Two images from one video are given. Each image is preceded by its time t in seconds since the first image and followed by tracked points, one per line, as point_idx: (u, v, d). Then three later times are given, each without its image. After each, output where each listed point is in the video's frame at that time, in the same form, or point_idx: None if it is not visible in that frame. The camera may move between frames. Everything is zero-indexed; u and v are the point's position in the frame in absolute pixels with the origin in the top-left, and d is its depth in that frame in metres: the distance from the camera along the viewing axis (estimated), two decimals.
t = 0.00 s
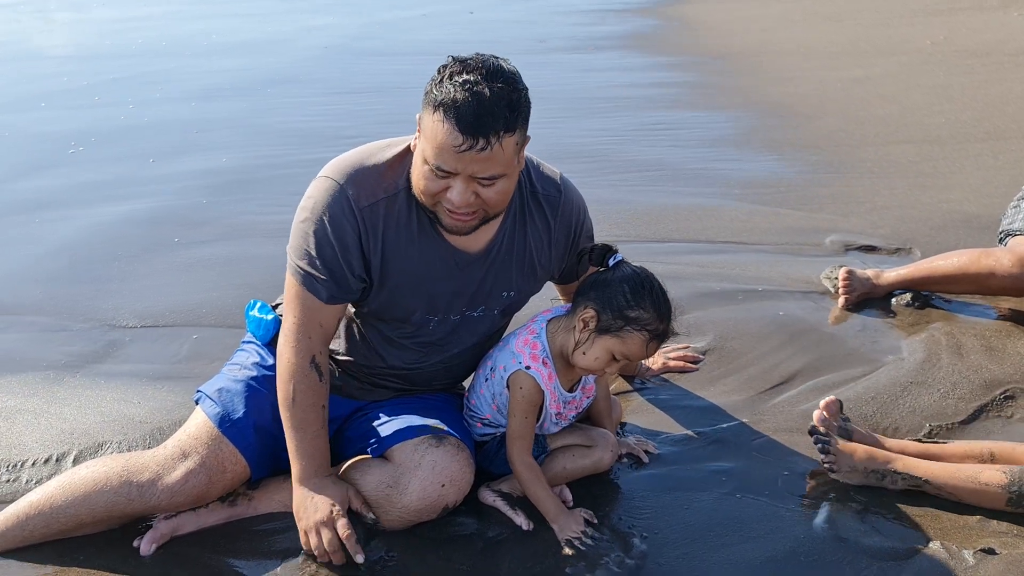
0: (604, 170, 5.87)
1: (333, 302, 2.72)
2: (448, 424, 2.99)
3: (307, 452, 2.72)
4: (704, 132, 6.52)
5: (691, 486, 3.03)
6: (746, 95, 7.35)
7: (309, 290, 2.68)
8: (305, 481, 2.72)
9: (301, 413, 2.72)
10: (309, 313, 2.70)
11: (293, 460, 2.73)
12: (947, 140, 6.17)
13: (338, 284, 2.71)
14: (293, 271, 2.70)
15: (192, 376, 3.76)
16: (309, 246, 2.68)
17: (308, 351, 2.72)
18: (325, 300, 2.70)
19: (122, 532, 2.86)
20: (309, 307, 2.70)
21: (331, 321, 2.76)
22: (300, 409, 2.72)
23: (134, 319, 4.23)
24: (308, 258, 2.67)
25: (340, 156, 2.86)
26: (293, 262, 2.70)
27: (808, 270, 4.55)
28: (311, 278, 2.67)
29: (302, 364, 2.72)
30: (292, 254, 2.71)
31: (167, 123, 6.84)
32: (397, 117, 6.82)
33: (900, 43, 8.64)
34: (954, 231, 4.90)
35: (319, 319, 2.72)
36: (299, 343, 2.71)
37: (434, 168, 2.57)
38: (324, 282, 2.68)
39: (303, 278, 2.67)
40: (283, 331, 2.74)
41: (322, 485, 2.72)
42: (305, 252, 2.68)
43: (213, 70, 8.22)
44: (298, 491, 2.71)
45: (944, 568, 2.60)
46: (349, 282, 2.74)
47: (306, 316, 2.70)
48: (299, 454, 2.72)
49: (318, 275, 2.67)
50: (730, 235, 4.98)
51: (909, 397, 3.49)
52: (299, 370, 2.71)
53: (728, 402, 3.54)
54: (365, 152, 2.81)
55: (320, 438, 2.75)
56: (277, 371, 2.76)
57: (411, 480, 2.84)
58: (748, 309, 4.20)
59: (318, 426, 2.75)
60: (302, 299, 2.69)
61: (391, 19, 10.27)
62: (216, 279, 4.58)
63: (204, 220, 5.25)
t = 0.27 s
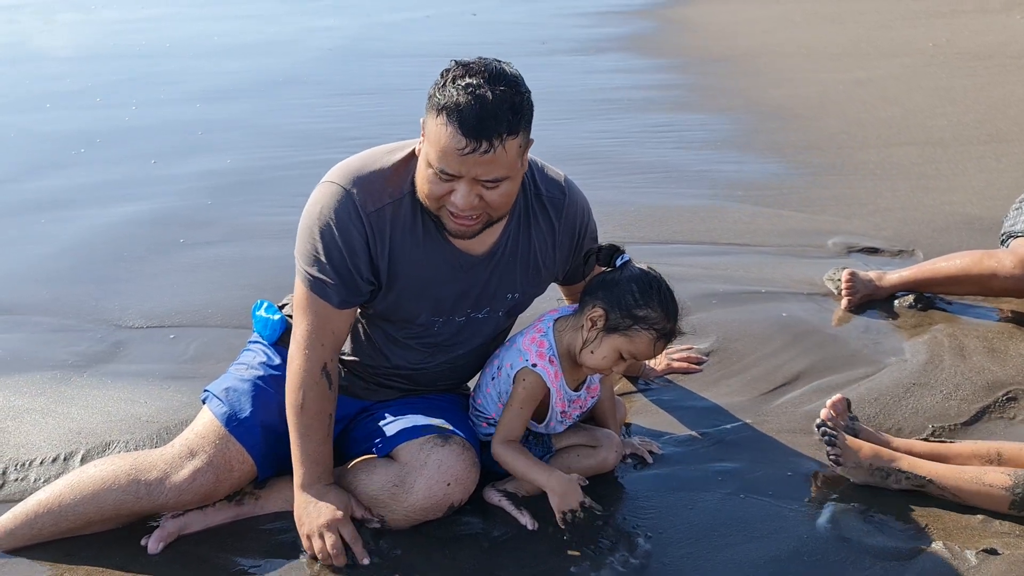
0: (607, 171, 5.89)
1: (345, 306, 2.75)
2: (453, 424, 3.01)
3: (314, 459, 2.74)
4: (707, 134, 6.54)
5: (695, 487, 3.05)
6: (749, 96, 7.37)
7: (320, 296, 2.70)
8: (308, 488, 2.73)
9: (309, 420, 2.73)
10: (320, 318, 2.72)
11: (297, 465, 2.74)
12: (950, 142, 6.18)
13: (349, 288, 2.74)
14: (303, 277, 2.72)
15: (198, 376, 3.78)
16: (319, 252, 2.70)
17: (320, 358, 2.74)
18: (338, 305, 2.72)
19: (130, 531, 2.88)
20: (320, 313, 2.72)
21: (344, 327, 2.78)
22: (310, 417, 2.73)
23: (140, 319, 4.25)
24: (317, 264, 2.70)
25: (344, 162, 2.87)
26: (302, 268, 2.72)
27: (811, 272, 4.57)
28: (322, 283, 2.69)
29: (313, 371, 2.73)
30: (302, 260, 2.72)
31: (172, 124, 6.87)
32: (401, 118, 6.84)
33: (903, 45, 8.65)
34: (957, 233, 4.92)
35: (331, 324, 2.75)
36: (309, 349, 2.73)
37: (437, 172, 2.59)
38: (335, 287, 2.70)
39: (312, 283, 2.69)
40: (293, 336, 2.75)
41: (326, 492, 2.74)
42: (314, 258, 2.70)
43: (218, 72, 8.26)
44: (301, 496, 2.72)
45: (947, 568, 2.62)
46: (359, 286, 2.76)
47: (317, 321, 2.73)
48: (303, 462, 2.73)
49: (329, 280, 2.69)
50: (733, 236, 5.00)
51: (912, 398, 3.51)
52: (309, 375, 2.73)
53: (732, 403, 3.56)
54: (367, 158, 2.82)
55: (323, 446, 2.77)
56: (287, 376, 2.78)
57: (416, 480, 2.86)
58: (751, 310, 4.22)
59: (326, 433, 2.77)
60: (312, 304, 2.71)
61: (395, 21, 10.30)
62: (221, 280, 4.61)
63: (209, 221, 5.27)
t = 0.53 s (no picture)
0: (610, 172, 5.90)
1: (356, 310, 2.76)
2: (460, 424, 3.02)
3: (328, 465, 2.76)
4: (711, 135, 6.55)
5: (701, 486, 3.05)
6: (752, 97, 7.38)
7: (330, 300, 2.72)
8: (320, 493, 2.74)
9: (321, 425, 2.76)
10: (331, 322, 2.74)
11: (309, 471, 2.76)
12: (954, 143, 6.19)
13: (359, 291, 2.75)
14: (313, 281, 2.73)
15: (204, 375, 3.79)
16: (329, 256, 2.71)
17: (333, 362, 2.76)
18: (349, 308, 2.74)
19: (137, 530, 2.89)
20: (332, 318, 2.74)
21: (355, 331, 2.80)
22: (325, 421, 2.76)
23: (146, 318, 4.26)
24: (327, 268, 2.71)
25: (353, 163, 2.87)
26: (311, 272, 2.73)
27: (815, 272, 4.57)
28: (332, 287, 2.71)
29: (326, 377, 2.75)
30: (311, 264, 2.74)
31: (177, 125, 6.88)
32: (405, 118, 6.86)
33: (906, 46, 8.66)
34: (961, 234, 4.92)
35: (343, 328, 2.76)
36: (322, 354, 2.75)
37: (445, 170, 2.60)
38: (345, 290, 2.72)
39: (323, 288, 2.71)
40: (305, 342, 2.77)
41: (338, 497, 2.76)
42: (323, 262, 2.72)
43: (222, 72, 8.28)
44: (313, 502, 2.74)
45: (953, 568, 2.63)
46: (368, 289, 2.78)
47: (329, 325, 2.74)
48: (315, 468, 2.75)
49: (339, 284, 2.71)
50: (738, 237, 5.01)
51: (917, 397, 3.52)
52: (323, 381, 2.75)
53: (737, 403, 3.57)
54: (375, 160, 2.83)
55: (336, 453, 2.79)
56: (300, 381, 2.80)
57: (423, 479, 2.86)
58: (756, 310, 4.22)
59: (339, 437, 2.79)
60: (322, 309, 2.73)
61: (399, 21, 10.31)
62: (227, 280, 4.62)
63: (214, 221, 5.28)
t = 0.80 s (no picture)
0: (615, 171, 5.89)
1: (366, 308, 2.75)
2: (466, 421, 3.01)
3: (343, 464, 2.70)
4: (715, 134, 6.54)
5: (707, 484, 3.05)
6: (756, 96, 7.38)
7: (340, 298, 2.71)
8: (338, 493, 2.66)
9: (336, 422, 2.72)
10: (340, 319, 2.73)
11: (325, 472, 2.69)
12: (958, 142, 6.18)
13: (368, 289, 2.75)
14: (321, 280, 2.72)
15: (209, 372, 3.79)
16: (337, 254, 2.71)
17: (342, 359, 2.74)
18: (358, 306, 2.73)
19: (143, 526, 2.88)
20: (342, 315, 2.73)
21: (364, 329, 2.79)
22: (337, 420, 2.72)
23: (151, 315, 4.26)
24: (336, 266, 2.71)
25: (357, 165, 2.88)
26: (320, 271, 2.72)
27: (820, 271, 4.57)
28: (341, 285, 2.70)
29: (337, 374, 2.73)
30: (319, 263, 2.73)
31: (181, 123, 6.88)
32: (409, 117, 6.85)
33: (909, 46, 8.65)
34: (966, 233, 4.91)
35: (352, 326, 2.75)
36: (331, 352, 2.73)
37: (463, 123, 2.68)
38: (354, 288, 2.71)
39: (332, 285, 2.70)
40: (314, 341, 2.76)
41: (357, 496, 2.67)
42: (332, 260, 2.71)
43: (225, 71, 8.28)
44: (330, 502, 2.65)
45: (961, 567, 2.62)
46: (378, 287, 2.77)
47: (338, 323, 2.73)
48: (331, 466, 2.69)
49: (348, 282, 2.70)
50: (742, 235, 5.00)
51: (924, 396, 3.51)
52: (334, 379, 2.73)
53: (743, 401, 3.56)
54: (378, 161, 2.85)
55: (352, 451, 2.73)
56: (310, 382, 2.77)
57: (429, 476, 2.85)
58: (762, 309, 4.22)
59: (351, 436, 2.74)
60: (332, 308, 2.72)
61: (402, 21, 10.32)
62: (231, 277, 4.61)
63: (218, 219, 5.28)
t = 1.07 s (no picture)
0: (615, 170, 5.89)
1: (379, 302, 2.73)
2: (466, 420, 3.01)
3: (368, 459, 2.65)
4: (715, 133, 6.54)
5: (707, 483, 3.04)
6: (756, 96, 7.37)
7: (353, 291, 2.68)
8: (360, 494, 2.61)
9: (356, 418, 2.68)
10: (355, 314, 2.70)
11: (349, 471, 2.64)
12: (958, 142, 6.18)
13: (381, 283, 2.73)
14: (334, 274, 2.70)
15: (208, 371, 3.78)
16: (349, 247, 2.69)
17: (359, 352, 2.71)
18: (371, 300, 2.71)
19: (143, 525, 2.88)
20: (356, 309, 2.70)
21: (378, 324, 2.77)
22: (355, 416, 2.68)
23: (151, 314, 4.26)
24: (348, 260, 2.69)
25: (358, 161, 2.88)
26: (330, 265, 2.70)
27: (820, 270, 4.56)
28: (355, 279, 2.68)
29: (353, 367, 2.69)
30: (330, 258, 2.71)
31: (180, 122, 6.88)
32: (408, 116, 6.85)
33: (910, 46, 8.65)
34: (966, 233, 4.91)
35: (366, 321, 2.73)
36: (347, 346, 2.70)
37: (469, 110, 2.69)
38: (368, 281, 2.69)
39: (344, 279, 2.68)
40: (327, 336, 2.72)
41: (380, 497, 2.62)
42: (342, 253, 2.69)
43: (225, 70, 8.28)
44: (351, 505, 2.60)
45: (962, 566, 2.62)
46: (388, 280, 2.76)
47: (353, 318, 2.70)
48: (355, 464, 2.63)
49: (362, 275, 2.68)
50: (742, 235, 4.99)
51: (924, 395, 3.51)
52: (352, 374, 2.69)
53: (744, 401, 3.56)
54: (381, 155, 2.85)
55: (372, 447, 2.68)
56: (324, 380, 2.73)
57: (430, 475, 2.85)
58: (762, 308, 4.22)
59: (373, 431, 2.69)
60: (344, 301, 2.69)
61: (401, 20, 10.31)
62: (231, 276, 4.61)
63: (218, 218, 5.28)
